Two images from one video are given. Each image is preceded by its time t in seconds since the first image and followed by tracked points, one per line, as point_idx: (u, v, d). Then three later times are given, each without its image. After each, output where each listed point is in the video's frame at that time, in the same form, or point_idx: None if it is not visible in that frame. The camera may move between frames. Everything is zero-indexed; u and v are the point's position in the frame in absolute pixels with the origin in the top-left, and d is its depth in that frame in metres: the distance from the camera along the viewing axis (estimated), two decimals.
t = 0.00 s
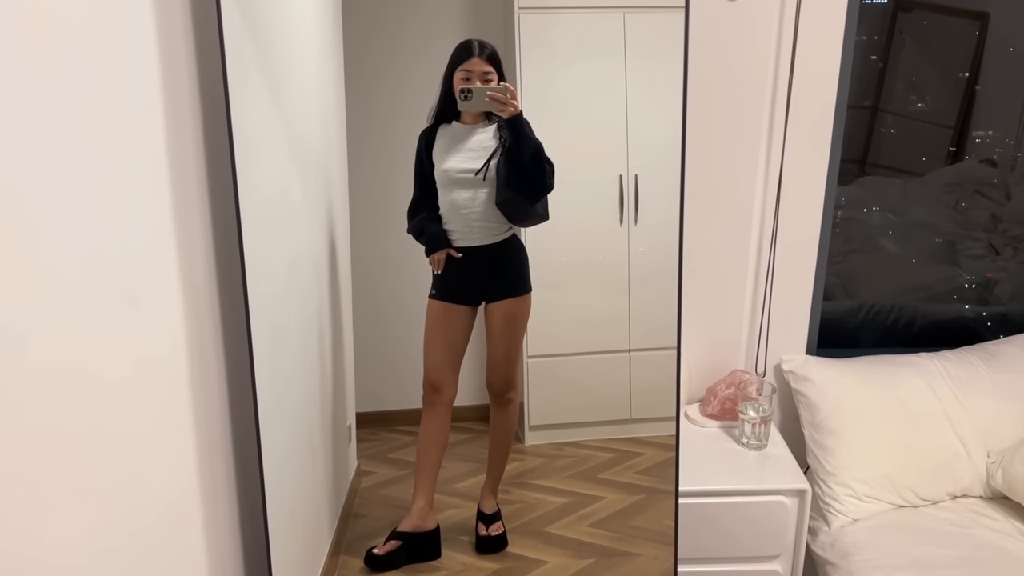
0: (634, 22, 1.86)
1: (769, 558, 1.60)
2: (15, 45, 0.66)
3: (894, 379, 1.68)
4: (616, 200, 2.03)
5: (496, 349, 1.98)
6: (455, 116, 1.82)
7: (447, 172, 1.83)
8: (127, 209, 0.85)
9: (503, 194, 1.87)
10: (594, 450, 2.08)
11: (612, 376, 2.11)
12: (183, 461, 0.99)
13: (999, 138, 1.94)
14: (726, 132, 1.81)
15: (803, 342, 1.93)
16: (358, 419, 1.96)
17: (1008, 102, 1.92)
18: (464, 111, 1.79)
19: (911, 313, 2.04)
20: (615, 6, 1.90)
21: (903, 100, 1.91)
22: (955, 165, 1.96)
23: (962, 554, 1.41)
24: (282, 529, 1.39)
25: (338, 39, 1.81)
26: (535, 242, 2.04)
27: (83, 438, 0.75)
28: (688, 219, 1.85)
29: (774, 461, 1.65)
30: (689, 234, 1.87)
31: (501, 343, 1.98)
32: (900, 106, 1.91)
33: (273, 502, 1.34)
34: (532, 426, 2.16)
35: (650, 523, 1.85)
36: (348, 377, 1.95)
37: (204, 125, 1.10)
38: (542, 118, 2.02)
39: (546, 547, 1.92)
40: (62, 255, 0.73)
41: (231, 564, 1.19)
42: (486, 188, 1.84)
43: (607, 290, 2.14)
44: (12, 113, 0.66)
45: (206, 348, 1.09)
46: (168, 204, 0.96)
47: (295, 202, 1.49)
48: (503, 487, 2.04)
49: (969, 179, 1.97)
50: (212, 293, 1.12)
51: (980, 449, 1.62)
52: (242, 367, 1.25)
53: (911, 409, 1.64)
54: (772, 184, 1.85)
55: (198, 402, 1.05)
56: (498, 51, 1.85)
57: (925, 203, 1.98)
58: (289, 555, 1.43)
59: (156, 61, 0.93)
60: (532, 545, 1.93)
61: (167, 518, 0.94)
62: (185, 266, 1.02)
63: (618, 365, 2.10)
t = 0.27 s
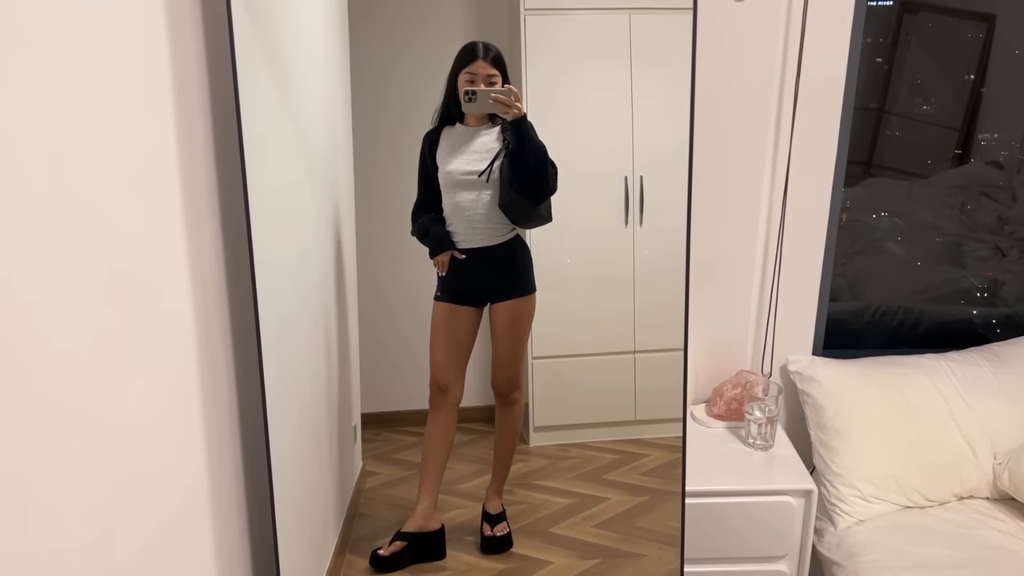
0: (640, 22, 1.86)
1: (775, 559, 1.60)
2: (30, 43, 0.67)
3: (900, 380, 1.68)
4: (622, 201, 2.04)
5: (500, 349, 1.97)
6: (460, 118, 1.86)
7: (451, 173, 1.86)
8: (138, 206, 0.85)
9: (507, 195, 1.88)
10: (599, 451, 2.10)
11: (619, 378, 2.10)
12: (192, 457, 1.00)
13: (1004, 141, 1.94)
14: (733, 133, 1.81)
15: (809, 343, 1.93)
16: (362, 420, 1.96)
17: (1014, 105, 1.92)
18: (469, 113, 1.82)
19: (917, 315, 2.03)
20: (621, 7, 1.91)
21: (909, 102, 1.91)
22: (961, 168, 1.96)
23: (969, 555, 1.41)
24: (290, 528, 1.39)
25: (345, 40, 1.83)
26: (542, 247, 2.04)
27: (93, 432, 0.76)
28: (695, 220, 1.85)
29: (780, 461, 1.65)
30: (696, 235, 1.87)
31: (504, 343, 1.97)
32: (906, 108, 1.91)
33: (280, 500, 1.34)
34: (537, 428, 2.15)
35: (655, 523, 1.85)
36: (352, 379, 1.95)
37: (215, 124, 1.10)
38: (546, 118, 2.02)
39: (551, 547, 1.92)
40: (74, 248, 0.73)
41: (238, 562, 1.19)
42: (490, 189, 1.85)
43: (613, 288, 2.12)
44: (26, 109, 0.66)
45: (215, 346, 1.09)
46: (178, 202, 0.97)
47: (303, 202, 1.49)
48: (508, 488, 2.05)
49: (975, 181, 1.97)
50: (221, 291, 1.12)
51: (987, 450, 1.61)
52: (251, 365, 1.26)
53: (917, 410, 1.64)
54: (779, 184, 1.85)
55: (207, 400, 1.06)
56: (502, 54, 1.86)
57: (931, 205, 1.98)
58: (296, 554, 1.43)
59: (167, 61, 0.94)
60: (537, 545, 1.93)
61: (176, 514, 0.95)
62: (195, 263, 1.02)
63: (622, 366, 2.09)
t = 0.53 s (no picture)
0: (645, 22, 1.87)
1: (779, 557, 1.61)
2: (42, 44, 0.68)
3: (905, 379, 1.68)
4: (626, 201, 2.05)
5: (505, 349, 1.98)
6: (466, 119, 1.84)
7: (456, 174, 1.87)
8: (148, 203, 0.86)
9: (512, 195, 1.88)
10: (603, 451, 2.09)
11: (622, 378, 2.11)
12: (201, 451, 1.01)
13: (1009, 143, 1.94)
14: (738, 134, 1.82)
15: (814, 343, 1.93)
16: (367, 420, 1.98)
17: (1019, 106, 1.92)
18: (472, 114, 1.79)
19: (922, 315, 2.03)
20: (626, 8, 1.91)
21: (914, 104, 1.91)
22: (966, 169, 1.96)
23: (973, 554, 1.41)
24: (297, 525, 1.40)
25: (351, 39, 1.84)
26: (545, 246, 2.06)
27: (100, 425, 0.76)
28: (701, 220, 1.85)
29: (784, 460, 1.65)
30: (701, 236, 1.88)
31: (509, 344, 1.98)
32: (911, 110, 1.91)
33: (288, 496, 1.35)
34: (541, 427, 2.17)
35: (659, 522, 1.86)
36: (358, 379, 1.96)
37: (224, 123, 1.11)
38: (557, 120, 2.05)
39: (556, 546, 1.92)
40: (83, 241, 0.74)
41: (247, 558, 1.21)
42: (495, 189, 1.86)
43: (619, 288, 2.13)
44: (39, 106, 0.67)
45: (224, 342, 1.10)
46: (188, 198, 0.97)
47: (310, 200, 1.50)
48: (512, 487, 2.05)
49: (980, 182, 1.97)
50: (231, 288, 1.13)
51: (992, 449, 1.61)
52: (259, 362, 1.27)
53: (922, 409, 1.64)
54: (784, 184, 1.85)
55: (216, 395, 1.07)
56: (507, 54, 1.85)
57: (936, 206, 1.98)
58: (302, 551, 1.44)
59: (177, 58, 0.95)
60: (542, 544, 1.93)
61: (184, 507, 0.95)
62: (204, 259, 1.03)
63: (627, 366, 2.09)
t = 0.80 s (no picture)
0: (648, 24, 1.88)
1: (779, 557, 1.61)
2: (44, 41, 0.68)
3: (906, 379, 1.68)
4: (627, 201, 2.04)
5: (507, 349, 1.98)
6: (467, 120, 1.86)
7: (458, 175, 1.87)
8: (152, 201, 0.87)
9: (514, 196, 1.89)
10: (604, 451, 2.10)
11: (624, 378, 2.10)
12: (203, 447, 1.01)
13: (1011, 145, 1.95)
14: (740, 134, 1.82)
15: (816, 344, 1.93)
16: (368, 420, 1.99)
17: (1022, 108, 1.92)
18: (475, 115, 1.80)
19: (923, 316, 2.04)
20: (629, 9, 1.92)
21: (916, 106, 1.92)
22: (968, 170, 1.96)
23: (973, 554, 1.41)
24: (299, 523, 1.41)
25: (353, 38, 1.85)
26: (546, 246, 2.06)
27: (103, 420, 0.77)
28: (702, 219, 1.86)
29: (785, 460, 1.65)
30: (702, 237, 1.88)
31: (511, 344, 1.98)
32: (913, 111, 1.92)
33: (290, 494, 1.36)
34: (542, 427, 2.17)
35: (659, 522, 1.86)
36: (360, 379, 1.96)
37: (228, 122, 1.12)
38: (562, 121, 2.05)
39: (557, 545, 1.93)
40: (87, 238, 0.75)
41: (249, 556, 1.21)
42: (497, 190, 1.87)
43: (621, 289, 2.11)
44: (43, 105, 0.68)
45: (226, 339, 1.11)
46: (191, 196, 0.98)
47: (312, 199, 1.51)
48: (513, 487, 2.06)
49: (982, 183, 1.97)
50: (234, 286, 1.14)
51: (992, 450, 1.61)
52: (262, 360, 1.27)
53: (922, 410, 1.64)
54: (786, 184, 1.85)
55: (219, 394, 1.08)
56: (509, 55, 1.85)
57: (938, 207, 1.98)
58: (304, 549, 1.45)
59: (181, 57, 0.96)
60: (542, 543, 1.94)
61: (187, 504, 0.96)
62: (207, 257, 1.04)
63: (629, 367, 2.08)
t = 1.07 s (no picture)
0: (649, 23, 1.88)
1: (779, 557, 1.61)
2: (45, 36, 0.68)
3: (905, 379, 1.69)
4: (627, 200, 2.04)
5: (507, 347, 1.99)
6: (467, 120, 1.88)
7: (458, 175, 1.89)
8: (154, 197, 0.87)
9: (514, 196, 1.89)
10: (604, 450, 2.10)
11: (623, 378, 2.11)
12: (204, 444, 1.02)
13: (1012, 146, 1.95)
14: (741, 134, 1.82)
15: (816, 344, 1.93)
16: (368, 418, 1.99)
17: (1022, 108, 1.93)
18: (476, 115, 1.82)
19: (922, 316, 2.04)
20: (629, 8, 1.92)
21: (917, 106, 1.92)
22: (969, 170, 1.96)
23: (972, 553, 1.41)
24: (299, 521, 1.41)
25: (354, 37, 1.85)
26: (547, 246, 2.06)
27: (105, 415, 0.77)
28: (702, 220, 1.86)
29: (785, 459, 1.65)
30: (702, 236, 1.89)
31: (512, 342, 1.99)
32: (914, 112, 1.92)
33: (290, 493, 1.36)
34: (542, 427, 2.17)
35: (659, 522, 1.87)
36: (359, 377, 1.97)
37: (229, 119, 1.12)
38: (563, 121, 2.05)
39: (557, 545, 1.93)
40: (88, 233, 0.75)
41: (249, 553, 1.21)
42: (498, 189, 1.87)
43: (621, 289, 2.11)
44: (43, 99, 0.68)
45: (227, 336, 1.11)
46: (192, 193, 0.98)
47: (313, 196, 1.51)
48: (513, 486, 2.06)
49: (982, 184, 1.97)
50: (234, 284, 1.14)
51: (992, 450, 1.61)
52: (262, 358, 1.27)
53: (921, 409, 1.64)
54: (786, 184, 1.85)
55: (220, 391, 1.08)
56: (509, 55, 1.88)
57: (938, 207, 1.98)
58: (304, 546, 1.45)
59: (182, 54, 0.96)
60: (542, 542, 1.94)
61: (188, 500, 0.96)
62: (208, 254, 1.04)
63: (629, 367, 2.09)
